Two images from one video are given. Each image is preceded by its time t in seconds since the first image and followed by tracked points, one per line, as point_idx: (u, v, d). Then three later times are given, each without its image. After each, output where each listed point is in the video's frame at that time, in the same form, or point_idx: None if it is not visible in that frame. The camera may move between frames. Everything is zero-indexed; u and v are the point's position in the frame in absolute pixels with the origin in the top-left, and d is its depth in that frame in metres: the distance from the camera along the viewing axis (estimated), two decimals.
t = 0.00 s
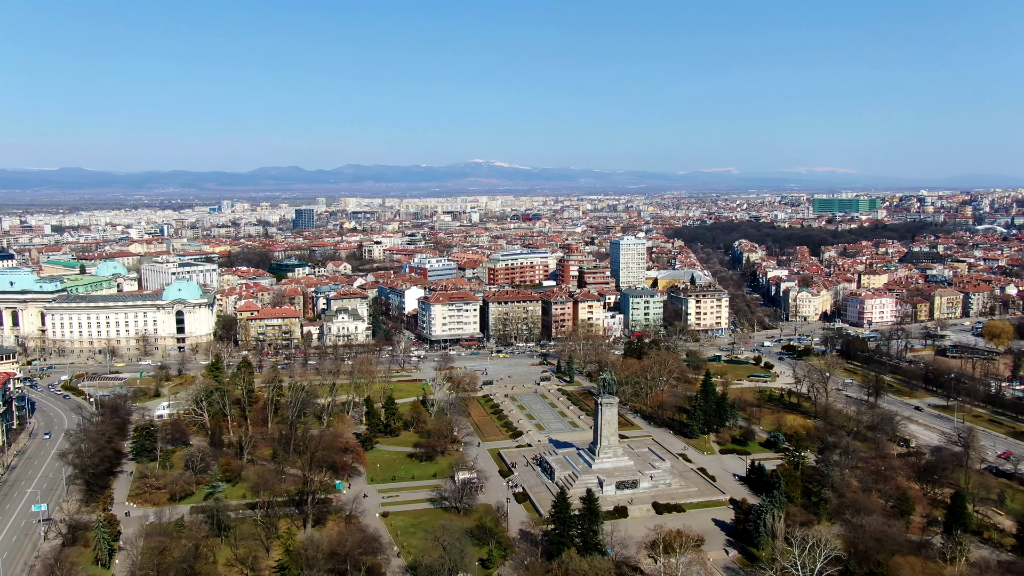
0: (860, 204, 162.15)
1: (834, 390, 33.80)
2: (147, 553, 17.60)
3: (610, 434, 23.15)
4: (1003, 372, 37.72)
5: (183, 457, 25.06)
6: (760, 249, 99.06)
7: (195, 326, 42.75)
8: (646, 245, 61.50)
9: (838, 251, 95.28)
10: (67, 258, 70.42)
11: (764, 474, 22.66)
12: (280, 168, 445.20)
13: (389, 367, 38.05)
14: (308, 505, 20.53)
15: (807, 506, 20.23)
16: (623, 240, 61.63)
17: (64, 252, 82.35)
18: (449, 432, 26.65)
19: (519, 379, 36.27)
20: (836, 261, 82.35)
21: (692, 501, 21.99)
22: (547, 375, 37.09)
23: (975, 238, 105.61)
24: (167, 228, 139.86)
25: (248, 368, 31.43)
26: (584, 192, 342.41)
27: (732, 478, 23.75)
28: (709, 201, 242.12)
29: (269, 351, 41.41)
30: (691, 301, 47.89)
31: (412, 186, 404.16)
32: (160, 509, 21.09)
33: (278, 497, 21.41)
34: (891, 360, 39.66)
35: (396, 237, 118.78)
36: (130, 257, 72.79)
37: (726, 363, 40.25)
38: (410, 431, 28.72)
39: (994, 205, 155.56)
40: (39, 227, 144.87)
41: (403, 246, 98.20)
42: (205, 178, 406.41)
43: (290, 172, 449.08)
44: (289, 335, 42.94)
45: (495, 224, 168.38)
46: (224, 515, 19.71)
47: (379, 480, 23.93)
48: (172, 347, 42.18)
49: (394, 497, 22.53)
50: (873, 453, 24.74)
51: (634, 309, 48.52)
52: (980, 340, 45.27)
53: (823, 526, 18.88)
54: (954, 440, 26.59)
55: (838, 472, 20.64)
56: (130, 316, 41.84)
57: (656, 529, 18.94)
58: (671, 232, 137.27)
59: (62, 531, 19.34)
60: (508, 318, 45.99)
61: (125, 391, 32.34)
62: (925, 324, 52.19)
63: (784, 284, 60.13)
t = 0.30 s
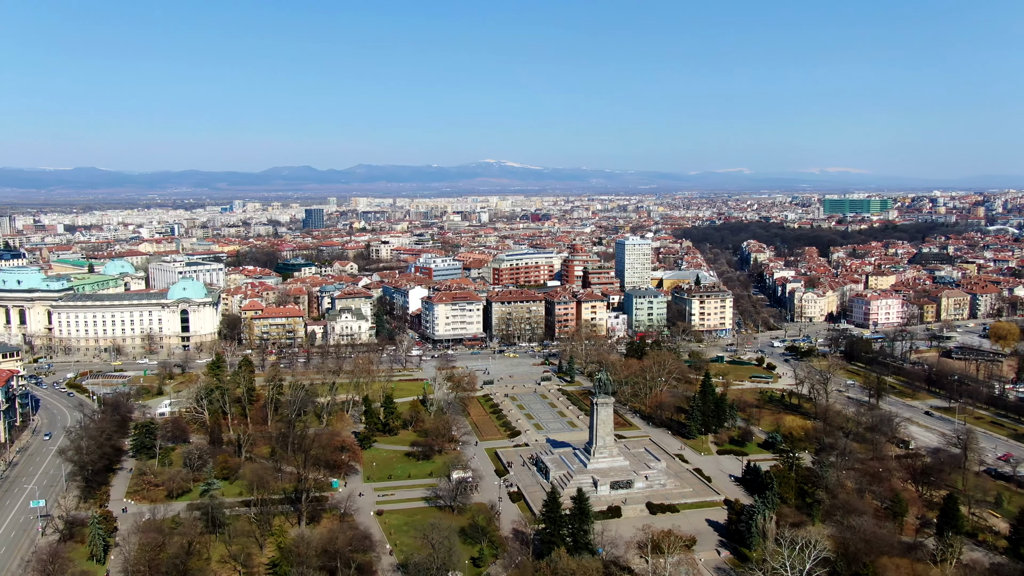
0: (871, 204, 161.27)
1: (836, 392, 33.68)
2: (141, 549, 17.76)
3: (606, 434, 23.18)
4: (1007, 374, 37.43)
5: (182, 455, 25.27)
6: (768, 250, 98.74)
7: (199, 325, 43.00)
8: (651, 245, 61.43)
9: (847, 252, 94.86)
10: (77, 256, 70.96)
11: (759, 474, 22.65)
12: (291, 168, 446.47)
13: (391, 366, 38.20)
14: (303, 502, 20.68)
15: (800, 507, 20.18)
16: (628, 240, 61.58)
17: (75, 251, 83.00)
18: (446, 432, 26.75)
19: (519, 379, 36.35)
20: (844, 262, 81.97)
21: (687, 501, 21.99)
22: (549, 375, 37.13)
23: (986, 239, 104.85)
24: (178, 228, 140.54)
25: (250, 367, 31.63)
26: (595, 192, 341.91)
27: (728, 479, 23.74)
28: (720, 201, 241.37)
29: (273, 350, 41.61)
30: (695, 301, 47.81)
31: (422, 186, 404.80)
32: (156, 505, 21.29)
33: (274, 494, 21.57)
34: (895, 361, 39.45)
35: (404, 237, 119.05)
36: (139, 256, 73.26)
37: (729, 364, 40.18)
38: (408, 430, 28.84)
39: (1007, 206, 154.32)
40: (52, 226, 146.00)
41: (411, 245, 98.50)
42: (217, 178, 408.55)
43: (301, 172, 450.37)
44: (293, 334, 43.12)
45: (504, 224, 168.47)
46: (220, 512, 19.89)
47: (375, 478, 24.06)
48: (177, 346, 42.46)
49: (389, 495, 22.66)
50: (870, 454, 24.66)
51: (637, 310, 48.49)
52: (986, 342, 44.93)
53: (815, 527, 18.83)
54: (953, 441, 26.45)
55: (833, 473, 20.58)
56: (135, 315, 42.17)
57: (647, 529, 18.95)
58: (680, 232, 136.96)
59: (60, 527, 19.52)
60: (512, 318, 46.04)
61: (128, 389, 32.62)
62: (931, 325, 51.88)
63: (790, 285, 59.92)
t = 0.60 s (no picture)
0: (883, 204, 160.39)
1: (838, 392, 33.50)
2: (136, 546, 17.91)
3: (602, 434, 23.20)
4: (1013, 375, 37.12)
5: (182, 453, 25.47)
6: (777, 250, 98.36)
7: (204, 324, 43.29)
8: (657, 245, 61.31)
9: (856, 252, 94.38)
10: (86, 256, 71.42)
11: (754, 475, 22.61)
12: (303, 168, 448.34)
13: (393, 366, 38.31)
14: (299, 499, 20.79)
15: (794, 508, 20.14)
16: (633, 240, 61.50)
17: (85, 250, 83.68)
18: (444, 431, 26.82)
19: (521, 379, 36.37)
20: (853, 263, 81.53)
21: (682, 501, 21.98)
22: (551, 374, 37.12)
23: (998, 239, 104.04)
24: (188, 228, 141.10)
25: (252, 366, 31.85)
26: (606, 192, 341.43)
27: (724, 479, 23.70)
28: (730, 201, 240.59)
29: (277, 349, 41.85)
30: (699, 301, 47.70)
31: (433, 186, 405.37)
32: (154, 503, 21.47)
33: (270, 493, 21.71)
34: (899, 362, 39.21)
35: (413, 237, 119.36)
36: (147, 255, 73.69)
37: (732, 364, 40.05)
38: (408, 429, 28.94)
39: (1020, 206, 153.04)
40: (64, 226, 146.96)
41: (419, 245, 98.76)
42: (229, 177, 410.60)
43: (313, 172, 452.09)
44: (297, 332, 43.45)
45: (513, 224, 168.44)
46: (215, 509, 20.03)
47: (372, 477, 24.18)
48: (182, 345, 42.74)
49: (385, 494, 22.75)
50: (867, 456, 24.55)
51: (641, 310, 48.39)
52: (992, 343, 44.60)
53: (808, 528, 18.79)
54: (953, 443, 26.28)
55: (828, 474, 20.52)
56: (141, 314, 42.51)
57: (639, 529, 18.97)
58: (689, 232, 136.62)
59: (57, 523, 19.69)
60: (515, 317, 46.09)
61: (132, 387, 32.91)
62: (938, 326, 51.53)
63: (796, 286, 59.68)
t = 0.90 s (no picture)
0: (895, 204, 159.43)
1: (839, 393, 33.37)
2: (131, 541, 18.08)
3: (598, 434, 23.24)
4: (1018, 377, 36.87)
5: (181, 451, 25.69)
6: (785, 250, 97.97)
7: (209, 323, 43.59)
8: (662, 245, 61.25)
9: (865, 253, 93.92)
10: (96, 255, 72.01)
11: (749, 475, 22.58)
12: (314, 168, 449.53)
13: (395, 365, 38.46)
14: (294, 497, 20.92)
15: (788, 508, 20.11)
16: (639, 240, 61.47)
17: (96, 250, 84.47)
18: (442, 430, 26.91)
19: (522, 378, 36.42)
20: (862, 264, 81.10)
21: (676, 501, 21.98)
22: (552, 374, 37.14)
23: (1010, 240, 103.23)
24: (199, 227, 141.89)
25: (253, 364, 32.05)
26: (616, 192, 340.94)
27: (720, 480, 23.68)
28: (741, 202, 239.78)
29: (281, 347, 42.00)
30: (703, 302, 47.62)
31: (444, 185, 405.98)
32: (151, 499, 21.68)
33: (266, 490, 21.86)
34: (903, 363, 39.02)
35: (421, 237, 119.67)
36: (156, 255, 74.23)
37: (734, 365, 39.95)
38: (407, 428, 29.06)
39: None
40: (77, 225, 148.07)
41: (427, 245, 99.08)
42: (242, 177, 412.58)
43: (324, 171, 453.35)
44: (301, 331, 43.45)
45: (522, 224, 168.49)
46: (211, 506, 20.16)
47: (369, 475, 24.29)
48: (187, 343, 43.05)
49: (381, 492, 22.86)
50: (865, 457, 24.47)
51: (645, 310, 48.34)
52: (998, 345, 44.30)
53: (800, 528, 18.76)
54: (953, 444, 26.15)
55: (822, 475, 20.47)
56: (146, 312, 42.86)
57: (631, 529, 19.01)
58: (698, 232, 136.30)
59: (56, 519, 19.91)
60: (518, 317, 46.15)
61: (135, 386, 33.20)
62: (945, 327, 51.22)
63: (802, 286, 59.47)
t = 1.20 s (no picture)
0: (906, 205, 158.66)
1: (840, 395, 33.28)
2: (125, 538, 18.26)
3: (593, 434, 23.28)
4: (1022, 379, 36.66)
5: (180, 448, 25.90)
6: (793, 251, 97.65)
7: (213, 321, 43.86)
8: (667, 245, 61.21)
9: (873, 254, 93.49)
10: (105, 254, 72.59)
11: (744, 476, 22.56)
12: (326, 168, 451.40)
13: (397, 364, 38.63)
14: (289, 495, 21.06)
15: (780, 510, 20.08)
16: (644, 241, 61.45)
17: (105, 249, 85.11)
18: (439, 429, 27.02)
19: (523, 378, 36.50)
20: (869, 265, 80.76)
21: (671, 501, 21.98)
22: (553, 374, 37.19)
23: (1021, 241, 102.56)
24: (209, 227, 142.67)
25: (254, 362, 32.25)
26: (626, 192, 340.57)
27: (715, 480, 23.67)
28: (751, 203, 239.10)
29: (284, 346, 42.20)
30: (707, 302, 47.56)
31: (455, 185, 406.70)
32: (149, 496, 21.87)
33: (262, 488, 22.03)
34: (906, 364, 38.84)
35: (429, 237, 119.97)
36: (164, 254, 74.70)
37: (737, 366, 39.89)
38: (405, 427, 29.20)
39: None
40: (88, 225, 149.11)
41: (434, 245, 99.31)
42: (253, 177, 414.51)
43: (336, 171, 455.01)
44: (305, 331, 43.70)
45: (531, 224, 168.60)
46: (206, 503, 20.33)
47: (365, 474, 24.42)
48: (191, 341, 43.35)
49: (377, 490, 22.97)
50: (862, 459, 24.40)
51: (648, 310, 48.27)
52: (1004, 347, 44.04)
53: (792, 530, 18.73)
54: (951, 446, 26.04)
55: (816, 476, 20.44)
56: (151, 311, 43.18)
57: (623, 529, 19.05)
58: (707, 232, 135.96)
59: (53, 515, 20.13)
60: (521, 317, 46.20)
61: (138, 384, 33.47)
62: (950, 329, 50.96)
63: (808, 287, 59.29)
